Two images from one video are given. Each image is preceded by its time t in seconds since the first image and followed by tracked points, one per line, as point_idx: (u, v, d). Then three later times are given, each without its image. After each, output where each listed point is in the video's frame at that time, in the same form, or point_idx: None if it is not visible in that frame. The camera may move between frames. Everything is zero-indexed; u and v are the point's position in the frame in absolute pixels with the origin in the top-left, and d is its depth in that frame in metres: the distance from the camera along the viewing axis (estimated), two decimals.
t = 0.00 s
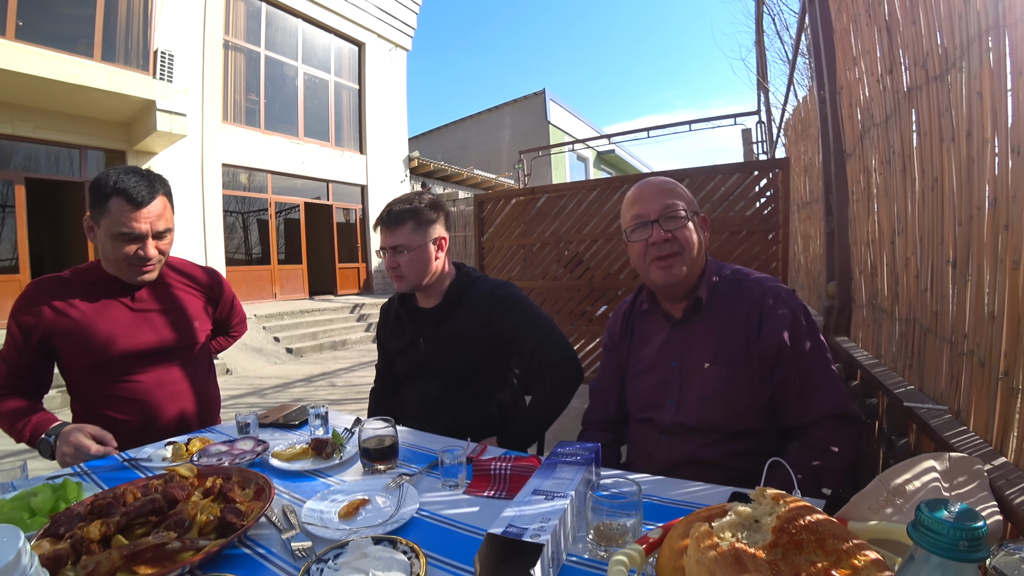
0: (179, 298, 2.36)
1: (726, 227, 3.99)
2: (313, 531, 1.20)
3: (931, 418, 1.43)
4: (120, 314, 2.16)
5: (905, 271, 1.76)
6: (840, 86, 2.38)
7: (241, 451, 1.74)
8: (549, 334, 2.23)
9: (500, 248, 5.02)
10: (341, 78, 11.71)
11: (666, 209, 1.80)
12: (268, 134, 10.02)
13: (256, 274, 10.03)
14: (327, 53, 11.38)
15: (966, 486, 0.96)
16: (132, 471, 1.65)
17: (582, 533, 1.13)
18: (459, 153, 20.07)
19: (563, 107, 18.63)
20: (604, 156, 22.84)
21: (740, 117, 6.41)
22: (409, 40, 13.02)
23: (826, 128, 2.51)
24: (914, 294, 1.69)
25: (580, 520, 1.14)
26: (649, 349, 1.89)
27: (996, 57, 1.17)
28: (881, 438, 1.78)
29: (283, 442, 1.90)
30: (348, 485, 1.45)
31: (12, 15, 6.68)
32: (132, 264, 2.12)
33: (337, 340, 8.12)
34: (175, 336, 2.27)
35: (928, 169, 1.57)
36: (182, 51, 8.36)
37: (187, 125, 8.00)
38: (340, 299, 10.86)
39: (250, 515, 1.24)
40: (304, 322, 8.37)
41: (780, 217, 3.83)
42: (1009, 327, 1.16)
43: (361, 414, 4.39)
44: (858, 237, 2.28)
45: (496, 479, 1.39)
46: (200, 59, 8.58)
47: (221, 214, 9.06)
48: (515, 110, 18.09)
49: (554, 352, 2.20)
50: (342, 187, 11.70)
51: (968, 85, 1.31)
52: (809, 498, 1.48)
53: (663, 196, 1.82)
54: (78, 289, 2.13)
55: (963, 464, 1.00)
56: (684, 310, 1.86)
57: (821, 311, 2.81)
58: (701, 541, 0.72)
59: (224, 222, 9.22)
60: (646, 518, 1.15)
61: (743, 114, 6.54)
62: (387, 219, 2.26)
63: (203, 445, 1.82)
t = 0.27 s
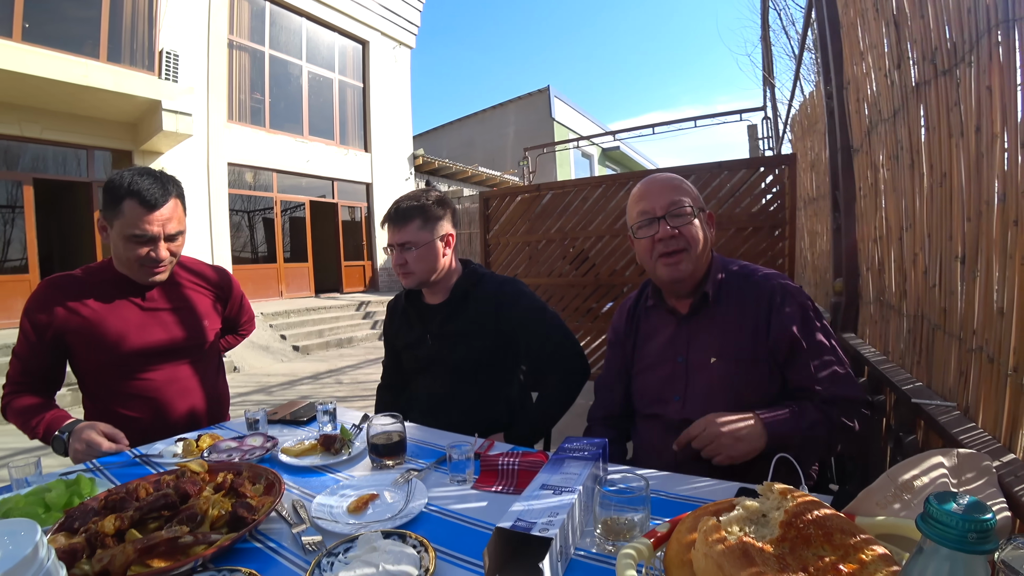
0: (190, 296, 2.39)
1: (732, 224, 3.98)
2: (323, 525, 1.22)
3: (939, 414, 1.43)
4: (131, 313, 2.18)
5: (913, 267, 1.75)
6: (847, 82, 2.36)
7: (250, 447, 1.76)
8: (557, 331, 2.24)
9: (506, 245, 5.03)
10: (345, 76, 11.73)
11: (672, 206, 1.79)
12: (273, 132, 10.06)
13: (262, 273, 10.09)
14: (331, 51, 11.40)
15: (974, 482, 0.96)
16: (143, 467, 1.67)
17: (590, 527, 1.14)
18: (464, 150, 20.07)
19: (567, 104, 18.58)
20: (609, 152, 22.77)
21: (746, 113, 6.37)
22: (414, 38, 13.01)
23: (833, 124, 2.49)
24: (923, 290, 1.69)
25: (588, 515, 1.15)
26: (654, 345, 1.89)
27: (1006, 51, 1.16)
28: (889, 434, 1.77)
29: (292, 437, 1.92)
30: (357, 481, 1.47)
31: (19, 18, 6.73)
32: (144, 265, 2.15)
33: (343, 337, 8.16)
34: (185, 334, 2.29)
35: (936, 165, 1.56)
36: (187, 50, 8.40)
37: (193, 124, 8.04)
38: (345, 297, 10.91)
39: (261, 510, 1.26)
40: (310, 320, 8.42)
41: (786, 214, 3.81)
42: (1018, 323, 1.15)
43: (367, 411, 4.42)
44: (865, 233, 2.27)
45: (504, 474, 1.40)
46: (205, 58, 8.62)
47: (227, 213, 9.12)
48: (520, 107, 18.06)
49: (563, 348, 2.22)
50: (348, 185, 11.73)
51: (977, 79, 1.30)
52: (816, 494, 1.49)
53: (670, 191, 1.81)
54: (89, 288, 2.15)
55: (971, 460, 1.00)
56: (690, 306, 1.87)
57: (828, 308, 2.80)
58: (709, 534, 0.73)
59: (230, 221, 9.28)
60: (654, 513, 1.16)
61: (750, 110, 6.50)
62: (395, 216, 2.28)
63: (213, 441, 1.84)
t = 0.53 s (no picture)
0: (202, 294, 2.42)
1: (742, 219, 3.95)
2: (334, 520, 1.23)
3: (951, 410, 1.41)
4: (143, 311, 2.21)
5: (925, 262, 1.73)
6: (858, 74, 2.34)
7: (263, 443, 1.79)
8: (565, 327, 2.25)
9: (514, 241, 5.04)
10: (353, 74, 11.75)
11: (672, 200, 1.78)
12: (282, 131, 10.12)
13: (272, 270, 10.18)
14: (338, 49, 11.43)
15: (987, 478, 0.95)
16: (158, 462, 1.70)
17: (599, 522, 1.15)
18: (471, 147, 20.06)
19: (575, 99, 18.50)
20: (617, 148, 22.65)
21: (756, 107, 6.32)
22: (421, 35, 13.01)
23: (844, 117, 2.47)
24: (935, 285, 1.67)
25: (597, 510, 1.16)
26: (662, 340, 1.89)
27: (1020, 42, 1.14)
28: (900, 430, 1.76)
29: (303, 433, 1.94)
30: (367, 476, 1.49)
31: (31, 20, 6.81)
32: (158, 265, 2.18)
33: (352, 334, 8.22)
34: (197, 331, 2.32)
35: (949, 158, 1.54)
36: (196, 50, 8.46)
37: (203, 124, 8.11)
38: (355, 294, 10.97)
39: (274, 505, 1.27)
40: (320, 317, 8.48)
41: (796, 208, 3.78)
42: None
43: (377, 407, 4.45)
44: (876, 228, 2.25)
45: (514, 469, 1.41)
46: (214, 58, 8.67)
47: (237, 211, 9.20)
48: (527, 103, 18.01)
49: (570, 344, 2.23)
50: (356, 183, 11.77)
51: (990, 71, 1.28)
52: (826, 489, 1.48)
53: (670, 186, 1.79)
54: (103, 286, 2.19)
55: (984, 456, 0.98)
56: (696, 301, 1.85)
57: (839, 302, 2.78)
58: (718, 529, 0.73)
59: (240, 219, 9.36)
60: (663, 509, 1.16)
61: (760, 103, 6.44)
62: (406, 212, 2.29)
63: (226, 437, 1.87)
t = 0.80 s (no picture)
0: (209, 294, 2.44)
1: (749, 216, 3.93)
2: (340, 519, 1.24)
3: (960, 408, 1.40)
4: (150, 311, 2.23)
5: (934, 258, 1.72)
6: (865, 68, 2.32)
7: (270, 442, 1.80)
8: (571, 324, 2.25)
9: (520, 239, 5.04)
10: (358, 73, 11.78)
11: (670, 208, 1.77)
12: (288, 130, 10.16)
13: (279, 270, 10.23)
14: (343, 49, 11.45)
15: (995, 478, 0.94)
16: (166, 462, 1.71)
17: (604, 521, 1.15)
18: (477, 145, 20.06)
19: (580, 97, 18.45)
20: (623, 145, 22.59)
21: (763, 103, 6.28)
22: (425, 33, 13.00)
23: (851, 113, 2.45)
24: (943, 282, 1.65)
25: (602, 508, 1.16)
26: (667, 339, 1.88)
27: None
28: (908, 429, 1.75)
29: (310, 432, 1.95)
30: (373, 475, 1.49)
31: (39, 22, 6.84)
32: (164, 265, 2.19)
33: (359, 333, 8.25)
34: (203, 331, 2.34)
35: (958, 154, 1.52)
36: (202, 51, 8.50)
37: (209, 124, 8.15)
38: (361, 293, 11.01)
39: (280, 504, 1.28)
40: (327, 316, 8.52)
41: (804, 205, 3.76)
42: None
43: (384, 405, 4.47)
44: (884, 224, 2.23)
45: (519, 468, 1.41)
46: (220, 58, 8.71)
47: (244, 211, 9.25)
48: (532, 101, 17.99)
49: (575, 343, 2.22)
50: (362, 182, 11.80)
51: (999, 65, 1.26)
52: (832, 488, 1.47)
53: (670, 191, 1.78)
54: (110, 287, 2.21)
55: (993, 455, 0.97)
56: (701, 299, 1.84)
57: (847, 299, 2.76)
58: (723, 528, 0.72)
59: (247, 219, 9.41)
60: (668, 508, 1.16)
61: (767, 99, 6.40)
62: (414, 210, 2.29)
63: (233, 436, 1.88)
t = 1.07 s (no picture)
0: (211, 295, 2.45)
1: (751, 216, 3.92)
2: (342, 520, 1.24)
3: (962, 410, 1.40)
4: (153, 314, 2.24)
5: (936, 259, 1.71)
6: (867, 68, 2.31)
7: (272, 444, 1.80)
8: (573, 325, 2.25)
9: (522, 240, 5.04)
10: (360, 74, 11.80)
11: (670, 222, 1.75)
12: (290, 132, 10.18)
13: (281, 271, 10.25)
14: (346, 50, 11.48)
15: (998, 479, 0.93)
16: (169, 463, 1.72)
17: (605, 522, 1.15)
18: (479, 146, 20.08)
19: (582, 97, 18.45)
20: (625, 145, 22.58)
21: (765, 103, 6.28)
22: (427, 34, 13.02)
23: (853, 113, 2.44)
24: (946, 283, 1.65)
25: (603, 510, 1.16)
26: (667, 341, 1.88)
27: None
28: (910, 430, 1.74)
29: (312, 434, 1.95)
30: (375, 476, 1.49)
31: (43, 25, 6.86)
32: (166, 267, 2.20)
33: (361, 334, 8.26)
34: (206, 333, 2.34)
35: (960, 154, 1.52)
36: (205, 52, 8.52)
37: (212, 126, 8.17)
38: (363, 294, 11.03)
39: (282, 505, 1.28)
40: (329, 317, 8.53)
41: (806, 205, 3.76)
42: None
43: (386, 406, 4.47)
44: (886, 224, 2.23)
45: (520, 470, 1.41)
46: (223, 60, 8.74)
47: (247, 212, 9.27)
48: (534, 102, 17.99)
49: (577, 344, 2.23)
50: (364, 183, 11.82)
51: (1002, 65, 1.26)
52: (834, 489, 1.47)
53: (670, 205, 1.76)
54: (112, 290, 2.21)
55: (996, 457, 0.97)
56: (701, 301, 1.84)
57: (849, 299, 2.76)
58: (724, 530, 0.72)
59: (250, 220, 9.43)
60: (669, 509, 1.16)
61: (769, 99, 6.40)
62: (417, 210, 2.29)
63: (235, 438, 1.89)
